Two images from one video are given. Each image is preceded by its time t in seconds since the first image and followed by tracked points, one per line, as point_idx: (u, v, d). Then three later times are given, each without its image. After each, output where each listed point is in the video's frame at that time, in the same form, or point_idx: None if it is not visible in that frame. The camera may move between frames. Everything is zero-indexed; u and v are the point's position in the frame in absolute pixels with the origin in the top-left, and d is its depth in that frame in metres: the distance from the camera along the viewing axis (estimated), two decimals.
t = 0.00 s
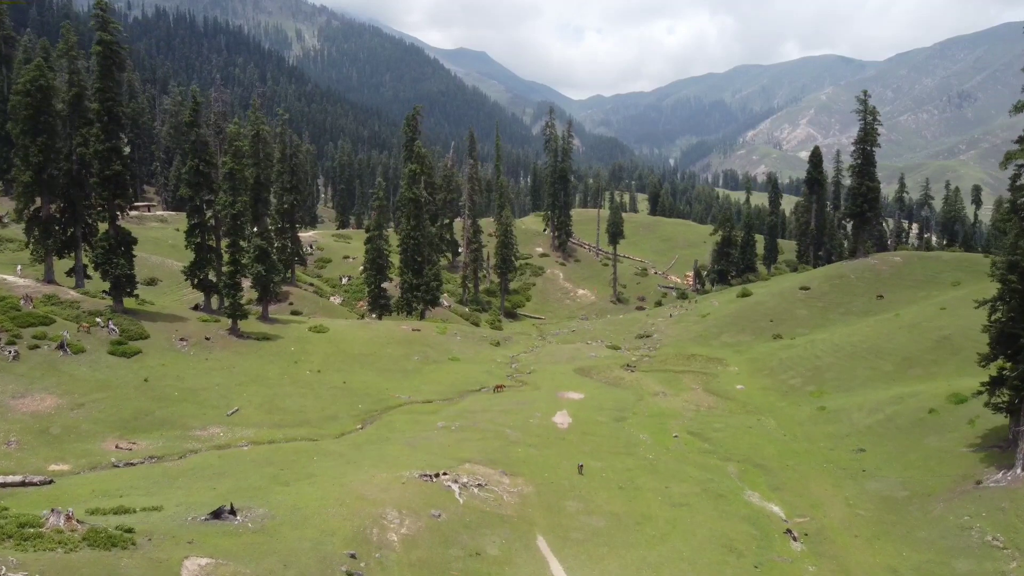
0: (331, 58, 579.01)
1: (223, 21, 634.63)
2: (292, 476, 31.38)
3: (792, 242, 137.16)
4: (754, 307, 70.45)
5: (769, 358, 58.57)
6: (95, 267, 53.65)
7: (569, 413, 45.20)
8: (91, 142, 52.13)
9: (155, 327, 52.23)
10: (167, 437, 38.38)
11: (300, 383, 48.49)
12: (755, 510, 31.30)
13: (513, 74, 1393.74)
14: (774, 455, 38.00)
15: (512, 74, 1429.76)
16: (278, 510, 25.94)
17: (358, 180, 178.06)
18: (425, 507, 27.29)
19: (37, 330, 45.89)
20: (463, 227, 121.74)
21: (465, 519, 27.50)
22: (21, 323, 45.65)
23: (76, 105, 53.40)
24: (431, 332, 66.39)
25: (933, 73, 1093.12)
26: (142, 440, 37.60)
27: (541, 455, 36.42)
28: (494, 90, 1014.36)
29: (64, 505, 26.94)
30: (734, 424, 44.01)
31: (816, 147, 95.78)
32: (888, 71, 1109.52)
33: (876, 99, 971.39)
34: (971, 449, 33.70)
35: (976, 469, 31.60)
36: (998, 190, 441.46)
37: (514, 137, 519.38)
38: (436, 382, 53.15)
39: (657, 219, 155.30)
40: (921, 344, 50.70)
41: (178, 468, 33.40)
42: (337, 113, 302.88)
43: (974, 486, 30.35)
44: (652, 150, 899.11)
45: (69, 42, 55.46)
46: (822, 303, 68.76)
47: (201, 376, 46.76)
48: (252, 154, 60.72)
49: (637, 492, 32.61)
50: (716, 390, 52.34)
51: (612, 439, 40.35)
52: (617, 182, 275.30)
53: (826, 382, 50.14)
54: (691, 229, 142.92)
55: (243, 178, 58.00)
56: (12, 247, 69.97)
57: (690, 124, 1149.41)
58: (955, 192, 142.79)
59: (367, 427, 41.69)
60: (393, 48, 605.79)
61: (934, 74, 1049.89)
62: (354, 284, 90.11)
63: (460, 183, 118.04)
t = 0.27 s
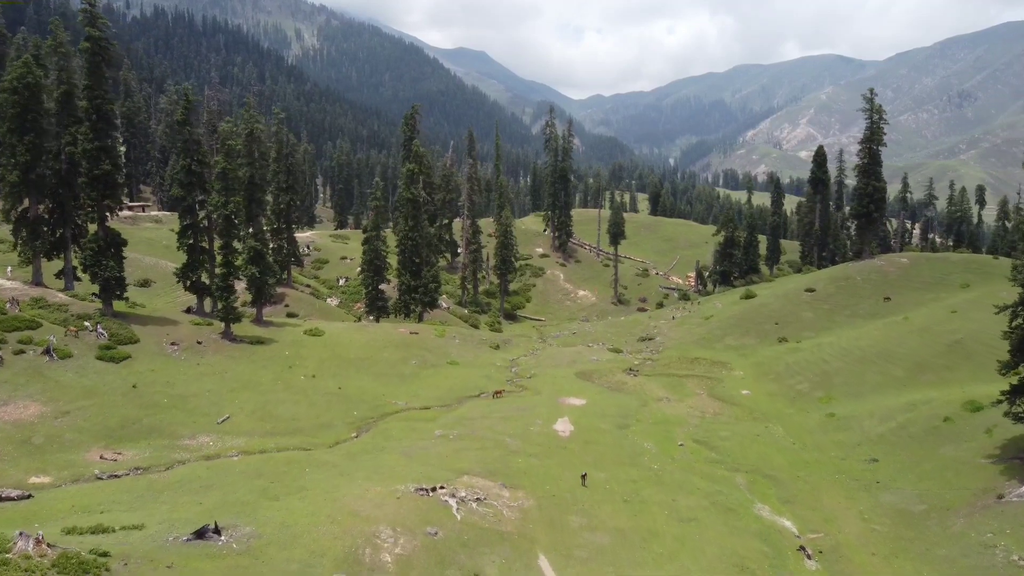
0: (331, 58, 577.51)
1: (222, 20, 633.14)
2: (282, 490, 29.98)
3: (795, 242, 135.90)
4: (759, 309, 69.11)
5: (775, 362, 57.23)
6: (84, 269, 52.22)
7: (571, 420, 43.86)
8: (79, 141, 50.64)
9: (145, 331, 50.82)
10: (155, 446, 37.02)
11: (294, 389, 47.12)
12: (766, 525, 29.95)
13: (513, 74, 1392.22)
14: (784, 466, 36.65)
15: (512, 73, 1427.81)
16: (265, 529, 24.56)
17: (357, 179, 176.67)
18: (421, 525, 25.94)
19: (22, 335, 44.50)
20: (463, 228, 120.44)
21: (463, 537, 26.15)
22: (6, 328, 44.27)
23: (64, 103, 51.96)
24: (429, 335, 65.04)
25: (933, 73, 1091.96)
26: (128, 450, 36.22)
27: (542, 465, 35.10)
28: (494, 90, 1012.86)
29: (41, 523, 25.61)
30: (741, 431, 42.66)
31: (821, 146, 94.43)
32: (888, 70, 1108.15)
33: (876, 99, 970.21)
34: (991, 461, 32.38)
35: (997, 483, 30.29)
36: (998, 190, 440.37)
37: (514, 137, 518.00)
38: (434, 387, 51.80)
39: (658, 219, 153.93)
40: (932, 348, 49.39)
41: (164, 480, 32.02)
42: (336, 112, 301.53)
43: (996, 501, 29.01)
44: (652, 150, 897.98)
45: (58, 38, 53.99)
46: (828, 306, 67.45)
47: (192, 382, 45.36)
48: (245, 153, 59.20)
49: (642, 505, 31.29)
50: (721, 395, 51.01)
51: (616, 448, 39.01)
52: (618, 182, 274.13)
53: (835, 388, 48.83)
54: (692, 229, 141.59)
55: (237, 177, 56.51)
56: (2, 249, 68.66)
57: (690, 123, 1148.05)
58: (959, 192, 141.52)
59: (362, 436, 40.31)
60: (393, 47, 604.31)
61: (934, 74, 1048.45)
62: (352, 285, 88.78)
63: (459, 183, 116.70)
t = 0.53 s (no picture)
0: (330, 57, 576.36)
1: (222, 19, 631.88)
2: (274, 502, 28.88)
3: (797, 243, 134.91)
4: (763, 311, 68.05)
5: (780, 365, 56.18)
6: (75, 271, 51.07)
7: (573, 426, 42.81)
8: (70, 140, 49.55)
9: (138, 334, 49.70)
10: (144, 454, 35.93)
11: (289, 394, 46.03)
12: (776, 538, 28.87)
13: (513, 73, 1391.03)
14: (793, 474, 35.57)
15: (512, 73, 1426.47)
16: (254, 545, 23.47)
17: (356, 179, 175.67)
18: (418, 540, 24.87)
19: (10, 338, 43.38)
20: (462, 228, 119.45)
21: (461, 553, 25.07)
22: None
23: (55, 101, 50.82)
24: (428, 338, 63.98)
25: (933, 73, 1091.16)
26: (117, 458, 35.14)
27: (543, 474, 34.04)
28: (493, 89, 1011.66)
29: (20, 539, 24.53)
30: (747, 437, 41.61)
31: (824, 145, 93.45)
32: (888, 70, 1107.39)
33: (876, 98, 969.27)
34: (1007, 470, 31.33)
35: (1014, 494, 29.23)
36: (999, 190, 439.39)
37: (514, 137, 516.91)
38: (432, 391, 50.73)
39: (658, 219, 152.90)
40: (941, 352, 48.32)
41: (152, 491, 30.93)
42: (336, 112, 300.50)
43: (1015, 514, 27.93)
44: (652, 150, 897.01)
45: (49, 35, 52.81)
46: (833, 307, 66.40)
47: (184, 387, 44.25)
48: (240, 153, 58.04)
49: (647, 516, 30.23)
50: (726, 400, 49.95)
51: (619, 456, 37.92)
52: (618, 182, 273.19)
53: (842, 393, 47.77)
54: (694, 229, 140.58)
55: (231, 177, 55.50)
56: None
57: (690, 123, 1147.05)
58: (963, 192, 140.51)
59: (359, 443, 39.24)
60: (392, 47, 603.23)
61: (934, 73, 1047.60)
62: (350, 286, 87.76)
63: (458, 182, 115.66)
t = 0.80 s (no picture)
0: (330, 57, 575.32)
1: (221, 19, 631.12)
2: (264, 518, 27.67)
3: (799, 243, 133.79)
4: (767, 314, 66.86)
5: (786, 369, 54.97)
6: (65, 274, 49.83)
7: (575, 433, 41.63)
8: (59, 140, 48.28)
9: (128, 338, 48.49)
10: (132, 464, 34.71)
11: (283, 400, 44.82)
12: (788, 555, 27.68)
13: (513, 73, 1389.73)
14: (803, 486, 34.37)
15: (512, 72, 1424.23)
16: (241, 566, 22.26)
17: (355, 179, 174.45)
18: (413, 559, 23.67)
19: None
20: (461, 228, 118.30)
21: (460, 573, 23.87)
22: None
23: (45, 99, 49.57)
24: (427, 341, 62.81)
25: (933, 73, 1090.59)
26: (103, 468, 33.92)
27: (545, 485, 32.81)
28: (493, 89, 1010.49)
29: None
30: (754, 445, 40.45)
31: (827, 145, 92.24)
32: (888, 70, 1106.57)
33: (876, 99, 968.50)
34: None
35: None
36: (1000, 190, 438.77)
37: (513, 137, 515.72)
38: (430, 396, 49.50)
39: (659, 220, 151.65)
40: (952, 357, 47.15)
41: (138, 504, 29.72)
42: (335, 112, 299.57)
43: None
44: (652, 150, 895.95)
45: (38, 32, 51.54)
46: (839, 310, 65.24)
47: (175, 393, 43.06)
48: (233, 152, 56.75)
49: (653, 531, 29.03)
50: (731, 405, 48.72)
51: (622, 465, 36.72)
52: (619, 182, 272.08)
53: (850, 398, 46.56)
54: (695, 230, 139.40)
55: (225, 177, 54.29)
56: None
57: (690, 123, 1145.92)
58: (966, 192, 139.35)
59: (354, 452, 38.00)
60: (392, 47, 601.79)
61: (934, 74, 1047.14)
62: (347, 288, 86.51)
63: (457, 182, 114.39)
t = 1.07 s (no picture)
0: (329, 57, 573.94)
1: (221, 19, 629.83)
2: (252, 536, 26.32)
3: (802, 244, 132.57)
4: (772, 317, 65.54)
5: (793, 375, 53.60)
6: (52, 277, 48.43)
7: (578, 442, 40.29)
8: (45, 139, 46.90)
9: (118, 343, 47.12)
10: (117, 477, 33.32)
11: (276, 408, 43.43)
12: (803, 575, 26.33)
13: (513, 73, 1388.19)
14: (816, 499, 33.02)
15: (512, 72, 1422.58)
16: None
17: (353, 179, 173.02)
18: None
19: None
20: (460, 229, 116.99)
21: None
22: None
23: (31, 98, 48.24)
24: (425, 345, 61.47)
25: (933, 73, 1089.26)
26: (86, 481, 32.57)
27: (547, 499, 31.45)
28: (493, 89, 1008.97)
29: None
30: (763, 455, 39.11)
31: (831, 146, 90.94)
32: (889, 70, 1106.52)
33: (876, 99, 967.10)
34: None
35: None
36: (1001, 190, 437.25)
37: (513, 137, 514.32)
38: (428, 403, 48.13)
39: (660, 220, 150.33)
40: (965, 363, 45.83)
41: (121, 520, 28.36)
42: (334, 112, 298.13)
43: None
44: (652, 150, 894.19)
45: (24, 28, 50.17)
46: (846, 313, 63.91)
47: (164, 401, 41.69)
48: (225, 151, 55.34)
49: (661, 550, 27.67)
50: (738, 412, 47.32)
51: (627, 477, 35.38)
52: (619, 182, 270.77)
53: (861, 406, 45.21)
54: (696, 230, 138.13)
55: (217, 177, 53.04)
56: None
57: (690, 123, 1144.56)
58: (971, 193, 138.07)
59: (348, 462, 36.66)
60: (391, 46, 600.32)
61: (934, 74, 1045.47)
62: (345, 290, 85.16)
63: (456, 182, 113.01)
